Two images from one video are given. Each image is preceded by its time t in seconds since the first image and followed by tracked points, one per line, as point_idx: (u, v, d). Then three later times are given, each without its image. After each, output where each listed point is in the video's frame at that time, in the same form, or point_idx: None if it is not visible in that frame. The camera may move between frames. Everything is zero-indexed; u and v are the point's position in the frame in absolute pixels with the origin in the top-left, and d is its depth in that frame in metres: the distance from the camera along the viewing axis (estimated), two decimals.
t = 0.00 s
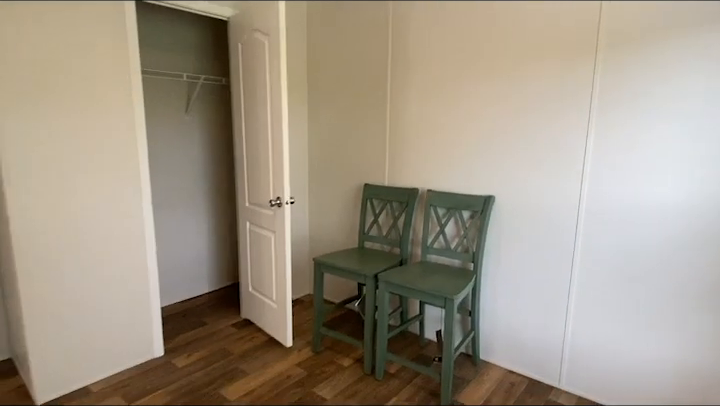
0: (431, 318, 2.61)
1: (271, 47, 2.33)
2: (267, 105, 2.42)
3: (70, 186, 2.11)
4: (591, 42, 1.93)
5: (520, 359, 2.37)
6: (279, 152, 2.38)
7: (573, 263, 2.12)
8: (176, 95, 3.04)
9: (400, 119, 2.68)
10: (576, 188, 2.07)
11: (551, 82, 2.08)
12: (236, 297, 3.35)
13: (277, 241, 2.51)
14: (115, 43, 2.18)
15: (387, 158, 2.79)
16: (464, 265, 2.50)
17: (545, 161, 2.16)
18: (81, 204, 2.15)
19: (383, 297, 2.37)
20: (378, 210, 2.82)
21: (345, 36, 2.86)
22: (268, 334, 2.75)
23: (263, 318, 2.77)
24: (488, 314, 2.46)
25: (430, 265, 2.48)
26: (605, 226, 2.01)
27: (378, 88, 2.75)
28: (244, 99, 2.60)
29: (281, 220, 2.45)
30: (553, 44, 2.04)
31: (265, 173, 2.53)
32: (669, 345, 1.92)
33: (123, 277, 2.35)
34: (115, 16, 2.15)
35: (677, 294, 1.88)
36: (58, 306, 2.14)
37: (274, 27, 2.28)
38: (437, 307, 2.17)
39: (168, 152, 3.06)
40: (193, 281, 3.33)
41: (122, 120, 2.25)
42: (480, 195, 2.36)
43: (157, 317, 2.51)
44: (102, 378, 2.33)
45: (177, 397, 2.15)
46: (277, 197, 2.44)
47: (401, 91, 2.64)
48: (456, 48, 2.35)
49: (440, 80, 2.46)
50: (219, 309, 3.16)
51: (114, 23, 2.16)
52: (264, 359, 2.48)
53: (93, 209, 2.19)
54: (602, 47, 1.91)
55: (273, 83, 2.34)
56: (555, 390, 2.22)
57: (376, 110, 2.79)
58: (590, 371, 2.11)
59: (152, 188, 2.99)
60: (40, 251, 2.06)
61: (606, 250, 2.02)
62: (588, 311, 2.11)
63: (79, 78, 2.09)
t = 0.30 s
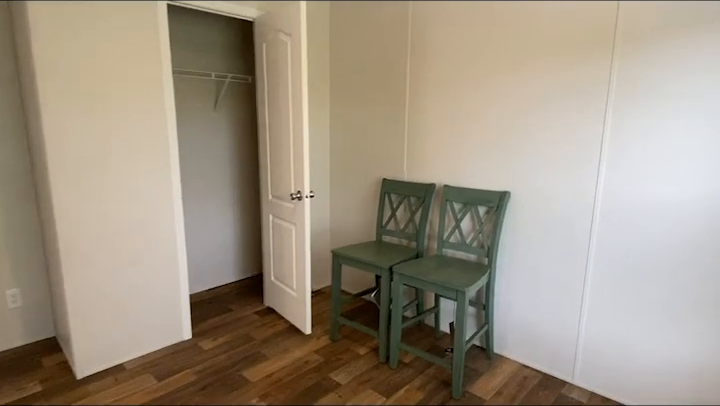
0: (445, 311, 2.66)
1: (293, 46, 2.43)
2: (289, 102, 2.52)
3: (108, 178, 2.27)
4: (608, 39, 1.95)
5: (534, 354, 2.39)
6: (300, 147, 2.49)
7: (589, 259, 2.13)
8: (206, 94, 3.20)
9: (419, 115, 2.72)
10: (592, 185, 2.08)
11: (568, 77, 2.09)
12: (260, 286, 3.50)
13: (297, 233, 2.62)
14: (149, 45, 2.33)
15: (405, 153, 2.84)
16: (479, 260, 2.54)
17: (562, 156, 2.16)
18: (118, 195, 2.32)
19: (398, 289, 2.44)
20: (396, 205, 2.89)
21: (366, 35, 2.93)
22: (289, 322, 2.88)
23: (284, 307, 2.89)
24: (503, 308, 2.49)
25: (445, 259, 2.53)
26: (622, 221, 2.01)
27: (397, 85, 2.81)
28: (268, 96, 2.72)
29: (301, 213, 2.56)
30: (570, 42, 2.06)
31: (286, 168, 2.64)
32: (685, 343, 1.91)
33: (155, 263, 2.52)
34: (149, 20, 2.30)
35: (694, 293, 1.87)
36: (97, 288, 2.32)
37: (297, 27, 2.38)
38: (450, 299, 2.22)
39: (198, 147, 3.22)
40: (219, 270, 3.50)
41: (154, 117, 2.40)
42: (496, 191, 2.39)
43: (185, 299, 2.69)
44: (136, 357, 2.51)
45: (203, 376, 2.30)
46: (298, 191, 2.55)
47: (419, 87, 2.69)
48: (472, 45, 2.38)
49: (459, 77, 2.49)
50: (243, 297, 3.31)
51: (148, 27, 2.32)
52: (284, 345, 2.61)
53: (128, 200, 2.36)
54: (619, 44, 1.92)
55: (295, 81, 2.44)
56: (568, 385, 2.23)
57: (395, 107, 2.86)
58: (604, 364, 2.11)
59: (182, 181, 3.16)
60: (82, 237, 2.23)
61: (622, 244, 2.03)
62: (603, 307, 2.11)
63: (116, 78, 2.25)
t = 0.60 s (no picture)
0: (460, 309, 2.68)
1: (314, 49, 2.50)
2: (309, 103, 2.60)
3: (138, 175, 2.40)
4: (627, 40, 1.95)
5: (549, 354, 2.39)
6: (319, 147, 2.56)
7: (605, 260, 2.13)
8: (229, 94, 3.31)
9: (437, 116, 2.75)
10: (609, 186, 2.08)
11: (586, 78, 2.09)
12: (280, 281, 3.60)
13: (316, 230, 2.70)
14: (176, 49, 2.45)
15: (423, 153, 2.88)
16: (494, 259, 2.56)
17: (579, 156, 2.16)
18: (147, 192, 2.45)
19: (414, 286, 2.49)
20: (413, 204, 2.93)
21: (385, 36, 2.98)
22: (307, 316, 2.96)
23: (303, 301, 2.98)
24: (518, 308, 2.50)
25: (461, 258, 2.56)
26: (640, 221, 2.01)
27: (415, 85, 2.85)
28: (289, 97, 2.80)
29: (320, 211, 2.63)
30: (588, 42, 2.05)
31: (306, 167, 2.72)
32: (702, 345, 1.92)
33: (181, 256, 2.65)
34: (177, 25, 2.41)
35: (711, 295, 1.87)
36: (127, 280, 2.46)
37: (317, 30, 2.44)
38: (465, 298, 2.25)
39: (222, 146, 3.34)
40: (241, 265, 3.62)
41: (181, 117, 2.52)
42: (512, 191, 2.40)
43: (208, 292, 2.81)
44: (162, 346, 2.64)
45: (224, 366, 2.41)
46: (317, 189, 2.62)
47: (438, 88, 2.72)
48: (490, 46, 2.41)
49: (476, 77, 2.51)
50: (264, 291, 3.42)
51: (176, 32, 2.43)
52: (302, 338, 2.69)
53: (156, 196, 2.49)
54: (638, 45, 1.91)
55: (314, 83, 2.51)
56: (583, 385, 2.23)
57: (412, 107, 2.90)
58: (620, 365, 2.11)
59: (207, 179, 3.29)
60: (113, 231, 2.37)
61: (639, 245, 2.03)
62: (620, 308, 2.11)
63: (146, 81, 2.37)
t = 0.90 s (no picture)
0: (476, 312, 2.69)
1: (333, 54, 2.54)
2: (327, 107, 2.65)
3: (163, 177, 2.49)
4: (647, 44, 1.93)
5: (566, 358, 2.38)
6: (337, 150, 2.61)
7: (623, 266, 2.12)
8: (250, 98, 3.38)
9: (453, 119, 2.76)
10: (627, 193, 2.07)
11: (606, 81, 2.08)
12: (298, 281, 3.66)
13: (333, 231, 2.75)
14: (200, 54, 2.52)
15: (440, 156, 2.90)
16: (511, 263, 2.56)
17: (598, 161, 2.15)
18: (171, 193, 2.54)
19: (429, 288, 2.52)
20: (430, 206, 2.96)
21: (403, 39, 3.01)
22: (324, 316, 3.01)
23: (320, 301, 3.03)
24: (535, 312, 2.50)
25: (477, 261, 2.57)
26: (660, 227, 2.00)
27: (432, 88, 2.87)
28: (308, 100, 2.86)
29: (337, 213, 2.68)
30: (608, 47, 2.05)
31: (324, 169, 2.76)
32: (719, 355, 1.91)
33: (202, 256, 2.73)
34: (200, 32, 2.49)
35: None
36: (151, 278, 2.55)
37: (336, 36, 2.49)
38: (481, 301, 2.26)
39: (242, 149, 3.42)
40: (260, 264, 3.69)
41: (204, 121, 2.60)
42: (530, 194, 2.40)
43: (228, 291, 2.89)
44: (185, 342, 2.73)
45: (243, 363, 2.47)
46: (334, 192, 2.67)
47: (455, 91, 2.73)
48: (508, 50, 2.41)
49: (494, 81, 2.51)
50: (282, 291, 3.49)
51: (200, 38, 2.51)
52: (319, 338, 2.74)
53: (180, 198, 2.58)
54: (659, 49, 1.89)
55: (333, 87, 2.56)
56: (599, 391, 2.22)
57: (429, 110, 2.92)
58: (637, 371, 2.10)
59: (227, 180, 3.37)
60: (139, 231, 2.46)
61: (659, 251, 2.01)
62: (638, 313, 2.10)
63: (170, 86, 2.45)
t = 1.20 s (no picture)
0: (490, 318, 2.69)
1: (348, 61, 2.57)
2: (342, 113, 2.68)
3: (182, 181, 2.56)
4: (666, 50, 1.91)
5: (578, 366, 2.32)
6: (351, 156, 2.63)
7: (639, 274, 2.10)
8: (267, 103, 3.44)
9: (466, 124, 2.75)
10: (645, 201, 2.05)
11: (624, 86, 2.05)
12: (312, 283, 3.70)
13: (347, 235, 2.78)
14: (219, 62, 2.58)
15: (454, 161, 2.90)
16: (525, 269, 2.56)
17: (615, 167, 2.13)
18: (190, 197, 2.60)
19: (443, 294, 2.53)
20: (444, 211, 2.97)
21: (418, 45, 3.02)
22: (338, 319, 3.04)
23: (334, 304, 3.06)
24: (550, 318, 2.49)
25: (491, 267, 2.58)
26: (677, 235, 1.98)
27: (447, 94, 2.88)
28: (323, 106, 2.89)
29: (351, 217, 2.71)
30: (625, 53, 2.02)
31: (339, 174, 2.80)
32: None
33: (219, 258, 2.79)
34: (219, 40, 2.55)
35: None
36: (170, 279, 2.62)
37: (352, 43, 2.52)
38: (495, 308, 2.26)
39: (259, 153, 3.48)
40: (275, 266, 3.75)
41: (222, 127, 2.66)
42: (545, 201, 2.40)
43: (245, 293, 2.95)
44: (202, 342, 2.79)
45: (258, 365, 2.52)
46: (349, 197, 2.70)
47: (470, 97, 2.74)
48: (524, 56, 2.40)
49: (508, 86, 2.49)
50: (297, 293, 3.53)
51: (219, 46, 2.56)
52: (332, 340, 2.77)
53: (199, 201, 2.64)
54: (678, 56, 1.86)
55: (348, 93, 2.59)
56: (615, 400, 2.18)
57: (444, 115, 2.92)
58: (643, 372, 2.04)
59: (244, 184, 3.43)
60: (158, 234, 2.53)
61: (677, 260, 1.99)
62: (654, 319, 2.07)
63: (190, 93, 2.51)
